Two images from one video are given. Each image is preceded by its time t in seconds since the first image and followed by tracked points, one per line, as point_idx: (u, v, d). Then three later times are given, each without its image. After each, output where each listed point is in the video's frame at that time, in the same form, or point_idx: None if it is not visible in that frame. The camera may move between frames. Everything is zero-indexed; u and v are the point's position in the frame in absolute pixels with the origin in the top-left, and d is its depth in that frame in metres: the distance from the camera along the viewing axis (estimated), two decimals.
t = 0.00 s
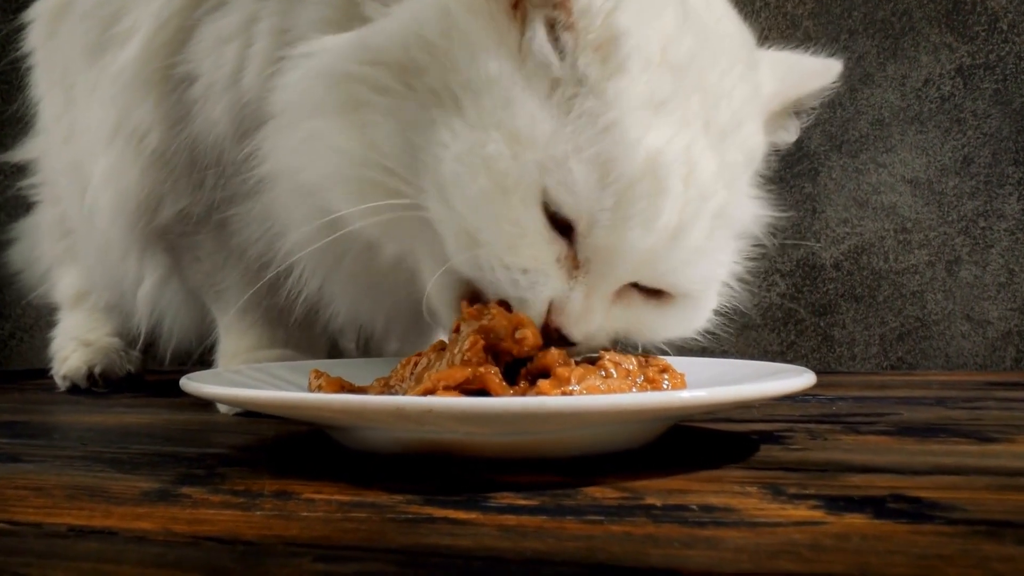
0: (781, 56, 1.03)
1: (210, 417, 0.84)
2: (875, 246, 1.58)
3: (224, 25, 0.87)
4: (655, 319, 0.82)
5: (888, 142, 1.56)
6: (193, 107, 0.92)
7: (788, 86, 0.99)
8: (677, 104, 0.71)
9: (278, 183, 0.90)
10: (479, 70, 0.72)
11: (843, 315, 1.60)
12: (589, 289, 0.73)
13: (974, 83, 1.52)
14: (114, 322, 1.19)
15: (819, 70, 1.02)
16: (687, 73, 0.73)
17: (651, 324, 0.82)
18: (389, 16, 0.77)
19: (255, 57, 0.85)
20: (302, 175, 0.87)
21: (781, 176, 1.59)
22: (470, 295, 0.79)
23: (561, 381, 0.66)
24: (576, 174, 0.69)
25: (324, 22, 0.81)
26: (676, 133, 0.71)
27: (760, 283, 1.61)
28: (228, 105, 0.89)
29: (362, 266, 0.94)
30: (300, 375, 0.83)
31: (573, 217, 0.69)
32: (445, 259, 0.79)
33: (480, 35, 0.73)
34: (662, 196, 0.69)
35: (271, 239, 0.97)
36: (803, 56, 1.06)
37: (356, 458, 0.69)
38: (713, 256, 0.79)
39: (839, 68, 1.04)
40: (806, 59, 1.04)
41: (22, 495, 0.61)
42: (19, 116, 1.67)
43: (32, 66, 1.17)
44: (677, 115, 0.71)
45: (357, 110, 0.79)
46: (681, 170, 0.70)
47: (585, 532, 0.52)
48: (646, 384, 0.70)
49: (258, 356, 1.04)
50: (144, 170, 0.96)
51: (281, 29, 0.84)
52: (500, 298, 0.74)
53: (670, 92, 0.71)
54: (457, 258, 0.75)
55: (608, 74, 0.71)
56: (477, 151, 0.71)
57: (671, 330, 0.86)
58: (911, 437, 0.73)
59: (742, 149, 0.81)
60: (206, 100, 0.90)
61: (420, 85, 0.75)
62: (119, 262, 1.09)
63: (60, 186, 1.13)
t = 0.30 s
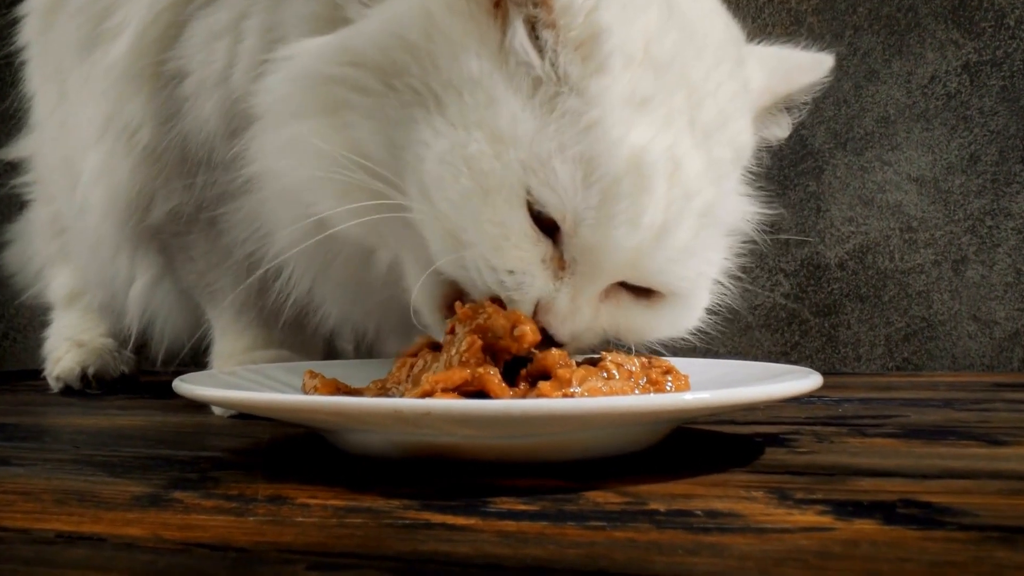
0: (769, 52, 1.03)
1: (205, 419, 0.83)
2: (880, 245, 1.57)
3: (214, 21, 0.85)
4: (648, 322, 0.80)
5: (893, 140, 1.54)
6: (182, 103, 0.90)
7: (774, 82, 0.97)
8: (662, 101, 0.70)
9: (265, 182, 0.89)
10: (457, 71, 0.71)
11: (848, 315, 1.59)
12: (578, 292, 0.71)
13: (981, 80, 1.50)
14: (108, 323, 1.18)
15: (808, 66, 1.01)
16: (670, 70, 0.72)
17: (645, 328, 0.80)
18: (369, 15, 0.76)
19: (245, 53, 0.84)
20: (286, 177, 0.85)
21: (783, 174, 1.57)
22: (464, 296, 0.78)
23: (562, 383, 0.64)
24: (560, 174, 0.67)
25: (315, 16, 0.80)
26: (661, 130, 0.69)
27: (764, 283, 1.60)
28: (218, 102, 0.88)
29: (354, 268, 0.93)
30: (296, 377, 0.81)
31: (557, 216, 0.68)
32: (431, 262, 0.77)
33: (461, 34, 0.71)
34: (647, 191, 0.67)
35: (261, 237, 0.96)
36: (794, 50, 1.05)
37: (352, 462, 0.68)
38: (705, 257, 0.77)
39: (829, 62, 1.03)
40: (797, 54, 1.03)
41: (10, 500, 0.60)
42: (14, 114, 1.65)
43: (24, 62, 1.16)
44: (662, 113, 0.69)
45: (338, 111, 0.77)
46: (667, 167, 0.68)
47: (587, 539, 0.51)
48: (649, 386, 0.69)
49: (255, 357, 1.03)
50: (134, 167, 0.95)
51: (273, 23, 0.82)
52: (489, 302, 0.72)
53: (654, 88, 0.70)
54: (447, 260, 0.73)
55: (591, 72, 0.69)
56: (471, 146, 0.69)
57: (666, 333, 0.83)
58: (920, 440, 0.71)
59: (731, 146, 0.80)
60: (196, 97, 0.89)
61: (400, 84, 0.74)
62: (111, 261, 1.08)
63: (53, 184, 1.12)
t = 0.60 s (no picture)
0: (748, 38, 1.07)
1: (199, 422, 0.81)
2: (885, 245, 1.55)
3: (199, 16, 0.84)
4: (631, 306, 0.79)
5: (899, 138, 1.53)
6: (167, 99, 0.89)
7: (753, 67, 1.03)
8: (635, 89, 0.70)
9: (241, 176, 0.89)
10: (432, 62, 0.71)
11: (853, 315, 1.57)
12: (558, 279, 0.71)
13: (987, 76, 1.49)
14: (102, 323, 1.16)
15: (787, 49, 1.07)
16: (644, 57, 0.72)
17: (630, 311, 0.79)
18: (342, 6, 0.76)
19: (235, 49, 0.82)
20: (263, 171, 0.86)
21: (787, 172, 1.55)
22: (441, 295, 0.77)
23: (563, 385, 0.63)
24: (535, 164, 0.67)
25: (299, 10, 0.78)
26: (636, 117, 0.69)
27: (767, 282, 1.58)
28: (201, 98, 0.86)
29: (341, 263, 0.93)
30: (291, 378, 0.80)
31: (532, 206, 0.67)
32: (407, 258, 0.77)
33: (432, 27, 0.71)
34: (623, 179, 0.66)
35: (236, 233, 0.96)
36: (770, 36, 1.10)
37: (348, 466, 0.66)
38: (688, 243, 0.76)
39: (807, 46, 1.08)
40: (774, 39, 1.09)
41: None
42: (5, 113, 1.64)
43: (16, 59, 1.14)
44: (637, 101, 0.70)
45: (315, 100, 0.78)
46: (642, 153, 0.68)
47: (588, 547, 0.50)
48: (651, 387, 0.68)
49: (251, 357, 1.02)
50: (120, 165, 0.93)
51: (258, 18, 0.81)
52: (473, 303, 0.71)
53: (627, 76, 0.70)
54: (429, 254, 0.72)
55: (564, 60, 0.69)
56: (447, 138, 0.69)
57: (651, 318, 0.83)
58: (928, 443, 0.70)
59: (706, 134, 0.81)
60: (183, 93, 0.87)
61: (375, 75, 0.74)
62: (101, 262, 1.06)
63: (45, 182, 1.10)
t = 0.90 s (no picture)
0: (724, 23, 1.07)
1: (194, 424, 0.80)
2: (890, 244, 1.54)
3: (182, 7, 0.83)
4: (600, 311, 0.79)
5: (905, 135, 1.52)
6: (151, 96, 0.88)
7: (730, 55, 1.03)
8: (610, 101, 0.68)
9: (215, 189, 0.89)
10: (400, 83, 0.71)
11: (857, 315, 1.56)
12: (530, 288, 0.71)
13: (994, 73, 1.48)
14: (96, 323, 1.15)
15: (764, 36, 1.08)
16: (617, 66, 0.70)
17: (600, 314, 0.80)
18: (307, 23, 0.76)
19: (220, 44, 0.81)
20: (237, 188, 0.86)
21: (792, 170, 1.53)
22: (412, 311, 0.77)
23: (564, 388, 0.62)
24: (507, 189, 0.67)
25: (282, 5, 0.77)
26: (610, 131, 0.68)
27: (770, 282, 1.56)
28: (182, 93, 0.85)
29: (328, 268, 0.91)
30: (287, 380, 0.78)
31: (506, 226, 0.68)
32: (381, 275, 0.78)
33: (403, 45, 0.71)
34: (596, 200, 0.66)
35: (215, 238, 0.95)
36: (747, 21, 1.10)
37: (345, 469, 0.65)
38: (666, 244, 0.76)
39: (783, 33, 1.08)
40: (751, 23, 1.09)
41: None
42: None
43: (8, 54, 1.13)
44: (610, 112, 0.68)
45: (286, 117, 0.78)
46: (615, 171, 0.67)
47: (590, 554, 0.48)
48: (654, 389, 0.66)
49: (246, 359, 1.00)
50: (106, 161, 0.93)
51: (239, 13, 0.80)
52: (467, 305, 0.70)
53: (601, 86, 0.68)
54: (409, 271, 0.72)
55: (535, 73, 0.68)
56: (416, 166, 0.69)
57: (626, 319, 0.83)
58: (937, 446, 0.68)
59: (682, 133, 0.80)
60: (166, 88, 0.86)
61: (343, 95, 0.74)
62: (93, 262, 1.05)
63: (38, 180, 1.09)
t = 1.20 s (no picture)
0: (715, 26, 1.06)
1: (188, 426, 0.79)
2: (895, 243, 1.53)
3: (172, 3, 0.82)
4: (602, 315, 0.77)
5: (910, 133, 1.50)
6: (145, 92, 0.87)
7: (724, 56, 1.02)
8: (605, 99, 0.67)
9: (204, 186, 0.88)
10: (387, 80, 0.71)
11: (862, 316, 1.54)
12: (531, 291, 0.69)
13: (1000, 70, 1.46)
14: (90, 324, 1.14)
15: (759, 33, 1.07)
16: (611, 62, 0.69)
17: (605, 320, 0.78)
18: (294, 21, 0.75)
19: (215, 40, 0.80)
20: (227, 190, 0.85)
21: (795, 168, 1.52)
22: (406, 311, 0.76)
23: (565, 390, 0.60)
24: (501, 185, 0.65)
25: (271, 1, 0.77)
26: (605, 129, 0.66)
27: (773, 281, 1.55)
28: (174, 89, 0.85)
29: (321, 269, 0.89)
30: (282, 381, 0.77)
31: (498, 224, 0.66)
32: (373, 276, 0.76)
33: (392, 43, 0.70)
34: (593, 199, 0.64)
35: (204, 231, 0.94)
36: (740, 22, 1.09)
37: (342, 473, 0.64)
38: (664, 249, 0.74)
39: (778, 33, 1.08)
40: (745, 24, 1.08)
41: None
42: None
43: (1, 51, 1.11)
44: (605, 110, 0.67)
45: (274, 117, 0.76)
46: (611, 170, 0.65)
47: (592, 562, 0.47)
48: (657, 391, 0.65)
49: (240, 360, 0.99)
50: (99, 160, 0.91)
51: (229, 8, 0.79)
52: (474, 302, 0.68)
53: (596, 82, 0.67)
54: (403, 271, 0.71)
55: (529, 67, 0.67)
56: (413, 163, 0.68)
57: (627, 326, 0.81)
58: (945, 449, 0.67)
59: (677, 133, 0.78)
60: (158, 84, 0.86)
61: (331, 94, 0.73)
62: (87, 263, 1.04)
63: (30, 178, 1.07)
